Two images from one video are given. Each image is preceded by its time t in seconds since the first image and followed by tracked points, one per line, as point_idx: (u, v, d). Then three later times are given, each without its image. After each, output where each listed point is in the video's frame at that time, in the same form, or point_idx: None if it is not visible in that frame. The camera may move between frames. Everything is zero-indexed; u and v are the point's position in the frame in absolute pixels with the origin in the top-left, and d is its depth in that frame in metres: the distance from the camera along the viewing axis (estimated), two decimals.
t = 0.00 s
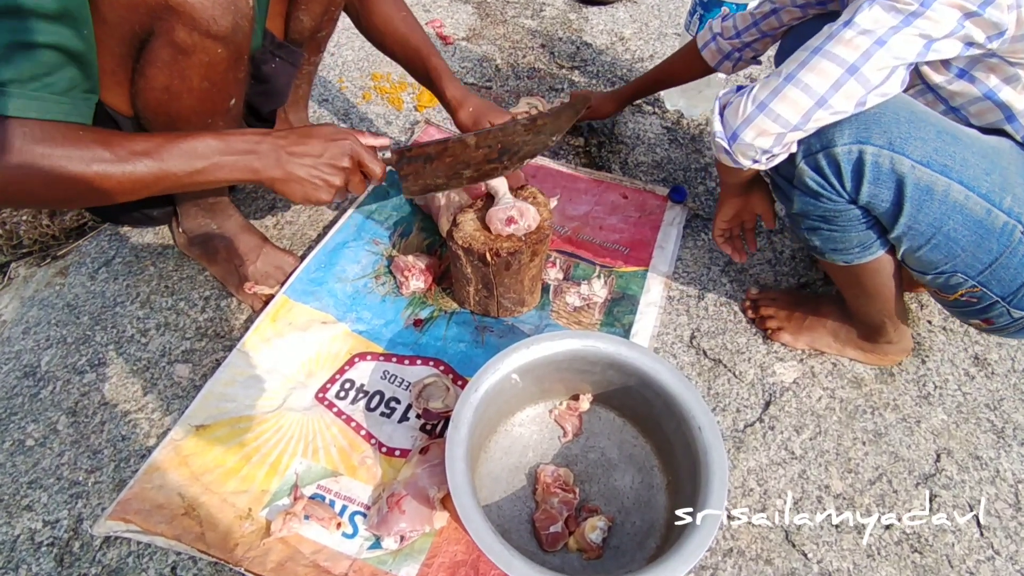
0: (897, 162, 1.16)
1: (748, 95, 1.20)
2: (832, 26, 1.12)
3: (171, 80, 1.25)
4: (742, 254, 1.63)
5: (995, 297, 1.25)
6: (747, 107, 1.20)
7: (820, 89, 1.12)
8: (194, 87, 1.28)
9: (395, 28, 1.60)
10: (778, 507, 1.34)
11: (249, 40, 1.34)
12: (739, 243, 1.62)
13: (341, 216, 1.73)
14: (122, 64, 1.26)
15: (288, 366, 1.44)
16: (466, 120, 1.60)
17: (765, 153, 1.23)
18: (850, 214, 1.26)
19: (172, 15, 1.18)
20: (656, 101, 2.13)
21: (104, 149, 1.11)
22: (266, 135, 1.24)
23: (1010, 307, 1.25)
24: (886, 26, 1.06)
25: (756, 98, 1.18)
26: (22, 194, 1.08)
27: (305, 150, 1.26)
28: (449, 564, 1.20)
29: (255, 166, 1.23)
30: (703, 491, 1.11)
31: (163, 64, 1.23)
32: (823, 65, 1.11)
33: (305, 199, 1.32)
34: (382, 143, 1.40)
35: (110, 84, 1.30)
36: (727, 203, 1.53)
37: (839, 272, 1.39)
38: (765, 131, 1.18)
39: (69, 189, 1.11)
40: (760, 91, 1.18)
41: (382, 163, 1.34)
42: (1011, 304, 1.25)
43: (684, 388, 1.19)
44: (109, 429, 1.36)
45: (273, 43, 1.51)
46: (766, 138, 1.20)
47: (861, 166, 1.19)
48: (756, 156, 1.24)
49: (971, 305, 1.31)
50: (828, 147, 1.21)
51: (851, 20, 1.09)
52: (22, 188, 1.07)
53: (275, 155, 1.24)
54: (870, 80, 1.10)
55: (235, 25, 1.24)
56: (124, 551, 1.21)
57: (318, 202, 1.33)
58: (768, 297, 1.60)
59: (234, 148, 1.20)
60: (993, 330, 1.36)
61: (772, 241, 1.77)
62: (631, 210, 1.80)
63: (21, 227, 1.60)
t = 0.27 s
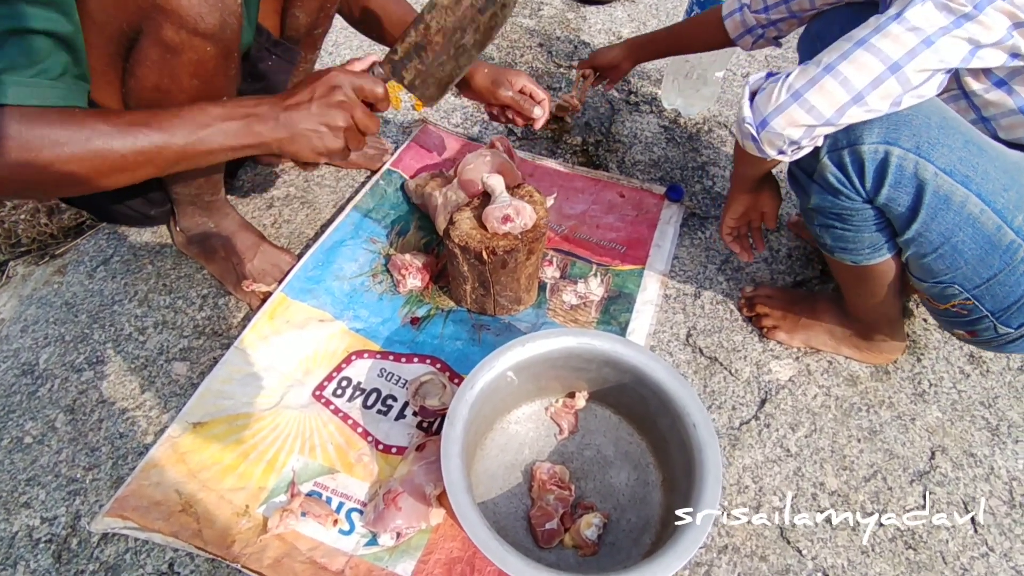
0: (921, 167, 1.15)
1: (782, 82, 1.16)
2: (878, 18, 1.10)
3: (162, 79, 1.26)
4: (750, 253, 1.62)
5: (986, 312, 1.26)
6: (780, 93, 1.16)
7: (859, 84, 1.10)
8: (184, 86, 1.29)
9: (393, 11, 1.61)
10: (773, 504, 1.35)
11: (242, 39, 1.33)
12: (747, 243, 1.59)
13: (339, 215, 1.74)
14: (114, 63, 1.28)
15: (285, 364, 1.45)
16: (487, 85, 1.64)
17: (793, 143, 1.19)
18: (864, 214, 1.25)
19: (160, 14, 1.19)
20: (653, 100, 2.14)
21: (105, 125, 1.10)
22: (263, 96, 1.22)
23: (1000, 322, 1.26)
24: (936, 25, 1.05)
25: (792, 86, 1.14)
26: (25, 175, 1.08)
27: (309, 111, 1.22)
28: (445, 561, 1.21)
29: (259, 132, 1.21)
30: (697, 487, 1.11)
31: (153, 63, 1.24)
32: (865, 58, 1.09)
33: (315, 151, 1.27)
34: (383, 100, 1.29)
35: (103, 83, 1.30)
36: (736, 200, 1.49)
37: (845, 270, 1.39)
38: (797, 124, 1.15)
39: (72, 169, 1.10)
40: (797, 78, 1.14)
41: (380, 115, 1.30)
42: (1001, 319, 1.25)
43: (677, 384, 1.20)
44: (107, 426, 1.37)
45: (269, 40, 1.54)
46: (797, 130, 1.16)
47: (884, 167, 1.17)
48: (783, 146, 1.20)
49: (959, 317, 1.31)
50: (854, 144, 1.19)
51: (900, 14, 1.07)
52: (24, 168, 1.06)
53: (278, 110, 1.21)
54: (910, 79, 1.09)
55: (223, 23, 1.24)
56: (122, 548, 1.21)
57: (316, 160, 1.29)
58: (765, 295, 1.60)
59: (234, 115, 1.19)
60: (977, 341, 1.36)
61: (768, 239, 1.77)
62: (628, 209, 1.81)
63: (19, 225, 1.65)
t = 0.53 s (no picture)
0: (928, 166, 1.14)
1: (802, 71, 1.13)
2: (911, 13, 1.06)
3: (165, 77, 1.27)
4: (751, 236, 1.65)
5: (972, 317, 1.25)
6: (798, 82, 1.13)
7: (880, 83, 1.08)
8: (187, 85, 1.29)
9: (382, 19, 1.61)
10: (770, 499, 1.35)
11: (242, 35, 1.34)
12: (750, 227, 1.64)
13: (337, 211, 1.74)
14: (116, 62, 1.26)
15: (283, 360, 1.45)
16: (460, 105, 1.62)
17: (804, 135, 1.18)
18: (866, 209, 1.24)
19: (164, 14, 1.18)
20: (651, 98, 2.14)
21: (123, 102, 1.08)
22: (284, 103, 1.23)
23: (986, 327, 1.25)
24: (966, 30, 1.02)
25: (812, 76, 1.12)
26: (35, 145, 1.04)
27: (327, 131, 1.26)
28: (443, 555, 1.21)
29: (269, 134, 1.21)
30: (692, 484, 1.11)
31: (156, 62, 1.24)
32: (890, 56, 1.06)
33: (308, 177, 1.31)
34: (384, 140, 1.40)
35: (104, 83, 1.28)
36: (745, 179, 1.53)
37: (843, 264, 1.38)
38: (811, 117, 1.13)
39: (84, 143, 1.07)
40: (817, 68, 1.12)
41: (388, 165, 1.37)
42: (988, 325, 1.24)
43: (676, 379, 1.20)
44: (106, 421, 1.37)
45: (265, 35, 1.51)
46: (810, 122, 1.15)
47: (892, 163, 1.16)
48: (795, 136, 1.18)
49: (945, 319, 1.29)
50: (865, 137, 1.18)
51: (935, 12, 1.03)
52: (35, 138, 1.03)
53: (299, 123, 1.23)
54: (931, 82, 1.07)
55: (227, 24, 1.25)
56: (120, 542, 1.22)
57: (319, 184, 1.33)
58: (764, 291, 1.60)
59: (254, 113, 1.19)
60: (961, 344, 1.35)
61: (767, 236, 1.77)
62: (626, 206, 1.81)
63: (19, 222, 1.66)
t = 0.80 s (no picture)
0: (924, 162, 1.14)
1: (805, 62, 1.13)
2: (920, 12, 1.04)
3: (163, 69, 1.27)
4: (755, 232, 1.65)
5: (956, 317, 1.25)
6: (800, 73, 1.14)
7: (880, 81, 1.07)
8: (185, 76, 1.29)
9: (386, 37, 1.61)
10: (767, 496, 1.35)
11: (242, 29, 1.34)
12: (756, 220, 1.64)
13: (336, 210, 1.74)
14: (115, 50, 1.27)
15: (281, 358, 1.45)
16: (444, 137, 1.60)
17: (802, 126, 1.18)
18: (863, 204, 1.25)
19: (163, 4, 1.19)
20: (650, 97, 2.14)
21: (99, 110, 1.10)
22: (262, 109, 1.24)
23: (970, 329, 1.25)
24: (973, 34, 1.01)
25: (813, 68, 1.12)
26: (11, 152, 1.06)
27: (306, 134, 1.27)
28: (441, 552, 1.21)
29: (250, 139, 1.23)
30: (689, 480, 1.12)
31: (154, 52, 1.25)
32: (893, 54, 1.05)
33: (292, 177, 1.33)
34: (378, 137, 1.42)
35: (102, 70, 1.29)
36: (752, 168, 1.53)
37: (838, 258, 1.39)
38: (809, 109, 1.14)
39: (59, 150, 1.09)
40: (820, 61, 1.11)
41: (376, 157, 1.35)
42: (971, 327, 1.24)
43: (673, 377, 1.21)
44: (105, 419, 1.37)
45: (265, 35, 1.51)
46: (808, 115, 1.16)
47: (889, 158, 1.16)
48: (793, 127, 1.19)
49: (931, 318, 1.30)
50: (863, 131, 1.18)
51: (943, 13, 1.02)
52: (11, 145, 1.05)
53: (274, 129, 1.24)
54: (932, 83, 1.06)
55: (225, 15, 1.25)
56: (119, 539, 1.22)
57: (304, 182, 1.35)
58: (762, 289, 1.60)
59: (229, 121, 1.20)
60: (946, 345, 1.35)
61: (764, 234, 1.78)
62: (624, 204, 1.82)
63: (18, 221, 1.67)
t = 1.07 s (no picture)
0: (927, 159, 1.13)
1: (814, 55, 1.14)
2: (932, 9, 1.05)
3: (166, 70, 1.27)
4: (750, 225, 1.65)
5: (952, 316, 1.25)
6: (807, 67, 1.14)
7: (886, 78, 1.08)
8: (188, 79, 1.29)
9: (382, 39, 1.62)
10: (766, 494, 1.35)
11: (245, 32, 1.34)
12: (754, 211, 1.66)
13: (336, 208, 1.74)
14: (118, 53, 1.27)
15: (281, 356, 1.45)
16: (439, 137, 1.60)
17: (807, 120, 1.19)
18: (865, 199, 1.24)
19: (167, 6, 1.19)
20: (649, 96, 2.15)
21: (106, 118, 1.10)
22: (266, 118, 1.24)
23: (965, 327, 1.24)
24: (982, 35, 1.01)
25: (821, 62, 1.12)
26: (17, 159, 1.06)
27: (308, 140, 1.27)
28: (440, 549, 1.21)
29: (255, 147, 1.24)
30: (688, 476, 1.12)
31: (158, 54, 1.25)
32: (902, 52, 1.05)
33: (297, 186, 1.33)
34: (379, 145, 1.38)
35: (104, 72, 1.29)
36: (753, 160, 1.54)
37: (839, 253, 1.38)
38: (814, 103, 1.15)
39: (65, 157, 1.09)
40: (829, 55, 1.12)
41: (378, 164, 1.36)
42: (966, 325, 1.24)
43: (672, 374, 1.21)
44: (105, 416, 1.37)
45: (268, 36, 1.50)
46: (813, 109, 1.16)
47: (892, 153, 1.15)
48: (798, 120, 1.20)
49: (927, 317, 1.29)
50: (867, 125, 1.18)
51: (954, 12, 1.02)
52: (18, 153, 1.05)
53: (277, 137, 1.25)
54: (939, 82, 1.06)
55: (229, 18, 1.25)
56: (119, 536, 1.22)
57: (309, 190, 1.35)
58: (761, 287, 1.60)
59: (234, 130, 1.20)
60: (939, 343, 1.35)
61: (764, 232, 1.78)
62: (624, 202, 1.82)
63: (17, 219, 1.66)
